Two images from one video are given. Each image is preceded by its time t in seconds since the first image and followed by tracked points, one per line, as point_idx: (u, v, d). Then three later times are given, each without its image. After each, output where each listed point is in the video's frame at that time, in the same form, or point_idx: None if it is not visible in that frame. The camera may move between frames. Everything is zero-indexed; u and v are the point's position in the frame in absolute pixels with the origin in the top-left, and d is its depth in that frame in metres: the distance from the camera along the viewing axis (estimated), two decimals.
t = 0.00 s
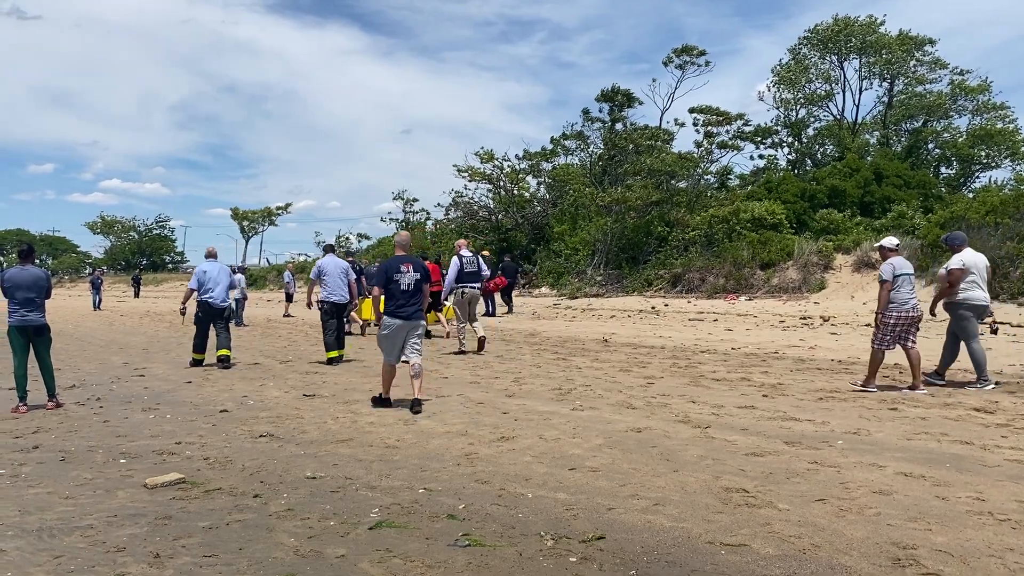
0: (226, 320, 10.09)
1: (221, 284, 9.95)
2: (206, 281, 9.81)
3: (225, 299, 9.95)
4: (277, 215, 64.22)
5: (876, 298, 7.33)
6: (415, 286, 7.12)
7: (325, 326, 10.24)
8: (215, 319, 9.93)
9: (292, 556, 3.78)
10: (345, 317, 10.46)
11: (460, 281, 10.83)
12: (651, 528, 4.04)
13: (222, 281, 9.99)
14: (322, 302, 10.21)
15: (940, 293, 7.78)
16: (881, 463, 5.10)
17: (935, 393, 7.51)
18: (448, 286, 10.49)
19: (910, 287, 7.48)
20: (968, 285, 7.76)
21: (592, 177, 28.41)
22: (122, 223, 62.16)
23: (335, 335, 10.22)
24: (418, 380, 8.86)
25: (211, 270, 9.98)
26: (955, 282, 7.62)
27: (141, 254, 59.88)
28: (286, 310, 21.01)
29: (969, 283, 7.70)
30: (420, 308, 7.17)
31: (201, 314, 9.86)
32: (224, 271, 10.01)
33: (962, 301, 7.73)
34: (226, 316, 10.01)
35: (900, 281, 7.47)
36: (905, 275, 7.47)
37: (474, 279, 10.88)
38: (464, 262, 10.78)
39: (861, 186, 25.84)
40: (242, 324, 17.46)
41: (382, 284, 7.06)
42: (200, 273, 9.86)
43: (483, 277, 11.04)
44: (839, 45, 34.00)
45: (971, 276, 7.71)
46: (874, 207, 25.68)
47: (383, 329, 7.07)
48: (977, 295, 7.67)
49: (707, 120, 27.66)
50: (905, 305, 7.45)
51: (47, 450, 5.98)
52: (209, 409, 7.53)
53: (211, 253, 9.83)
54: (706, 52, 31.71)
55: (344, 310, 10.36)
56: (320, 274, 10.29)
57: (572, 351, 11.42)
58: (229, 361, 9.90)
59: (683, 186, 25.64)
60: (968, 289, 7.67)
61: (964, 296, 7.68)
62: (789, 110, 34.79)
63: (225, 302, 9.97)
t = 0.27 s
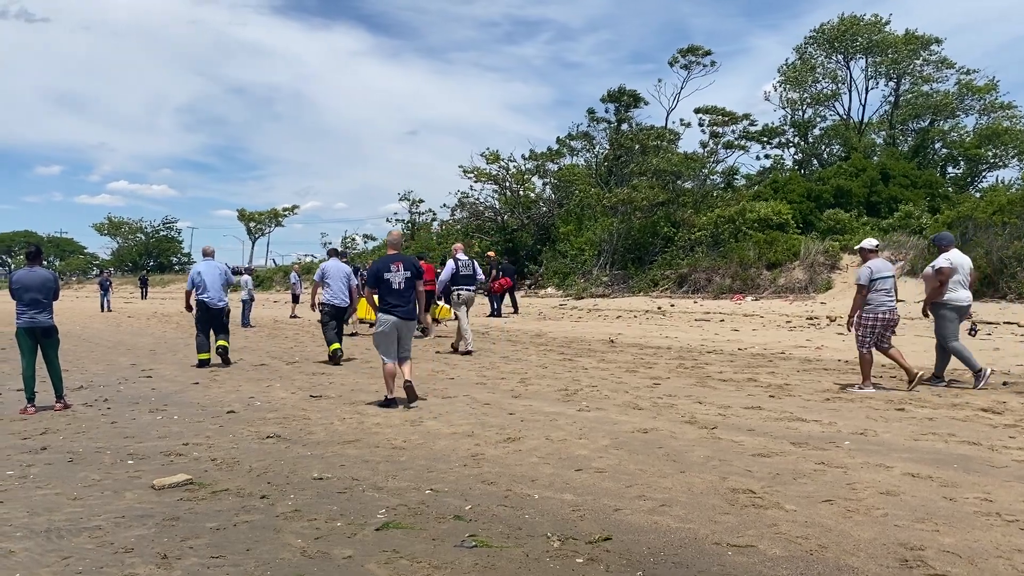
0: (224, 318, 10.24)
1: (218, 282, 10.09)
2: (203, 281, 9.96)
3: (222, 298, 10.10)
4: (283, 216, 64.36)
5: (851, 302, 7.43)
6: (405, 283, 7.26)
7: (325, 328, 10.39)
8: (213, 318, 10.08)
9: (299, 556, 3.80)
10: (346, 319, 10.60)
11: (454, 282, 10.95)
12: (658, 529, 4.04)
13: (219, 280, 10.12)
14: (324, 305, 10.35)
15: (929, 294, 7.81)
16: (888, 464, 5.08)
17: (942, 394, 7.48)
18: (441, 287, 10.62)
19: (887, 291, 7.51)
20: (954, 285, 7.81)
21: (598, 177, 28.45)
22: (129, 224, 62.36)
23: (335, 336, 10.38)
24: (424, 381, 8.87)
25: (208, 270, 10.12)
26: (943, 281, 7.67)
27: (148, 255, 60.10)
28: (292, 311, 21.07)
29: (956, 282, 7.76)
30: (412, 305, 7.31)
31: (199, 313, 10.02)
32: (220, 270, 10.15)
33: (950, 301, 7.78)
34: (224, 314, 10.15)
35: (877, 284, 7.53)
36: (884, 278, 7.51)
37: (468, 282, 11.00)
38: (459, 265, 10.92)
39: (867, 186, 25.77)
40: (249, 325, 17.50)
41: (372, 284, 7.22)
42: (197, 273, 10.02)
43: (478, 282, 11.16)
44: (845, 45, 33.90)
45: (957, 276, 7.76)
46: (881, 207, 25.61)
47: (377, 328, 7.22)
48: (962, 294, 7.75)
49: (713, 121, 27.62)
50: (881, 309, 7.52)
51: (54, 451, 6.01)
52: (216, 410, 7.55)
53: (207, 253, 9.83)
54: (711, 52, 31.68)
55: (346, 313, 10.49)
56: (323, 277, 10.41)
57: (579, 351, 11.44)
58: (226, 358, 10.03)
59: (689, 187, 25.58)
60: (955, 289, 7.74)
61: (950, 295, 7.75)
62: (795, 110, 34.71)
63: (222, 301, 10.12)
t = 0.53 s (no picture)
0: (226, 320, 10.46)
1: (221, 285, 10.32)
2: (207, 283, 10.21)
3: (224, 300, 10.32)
4: (291, 218, 64.53)
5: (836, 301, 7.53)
6: (405, 286, 7.33)
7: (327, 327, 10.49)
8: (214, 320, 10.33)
9: (307, 557, 3.81)
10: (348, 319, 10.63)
11: (452, 282, 11.08)
12: (665, 530, 4.04)
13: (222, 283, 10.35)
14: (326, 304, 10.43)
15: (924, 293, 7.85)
16: (896, 465, 5.06)
17: (950, 395, 7.45)
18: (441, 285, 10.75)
19: (876, 289, 7.65)
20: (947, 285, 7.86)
21: (604, 178, 28.44)
22: (136, 226, 62.59)
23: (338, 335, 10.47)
24: (431, 382, 8.89)
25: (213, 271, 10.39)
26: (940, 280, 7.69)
27: (156, 257, 60.35)
28: (300, 312, 21.12)
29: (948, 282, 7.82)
30: (412, 307, 7.39)
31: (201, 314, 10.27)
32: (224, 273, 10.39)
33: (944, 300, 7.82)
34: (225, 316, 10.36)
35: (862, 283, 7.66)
36: (868, 278, 7.65)
37: (466, 281, 11.13)
38: (457, 265, 11.08)
39: (875, 187, 25.69)
40: (257, 326, 17.57)
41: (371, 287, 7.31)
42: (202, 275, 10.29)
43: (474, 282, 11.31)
44: (853, 45, 33.79)
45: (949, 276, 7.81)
46: (888, 207, 25.52)
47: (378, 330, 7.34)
48: (956, 293, 7.82)
49: (720, 121, 27.56)
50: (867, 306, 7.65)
51: (63, 452, 6.04)
52: (224, 411, 7.58)
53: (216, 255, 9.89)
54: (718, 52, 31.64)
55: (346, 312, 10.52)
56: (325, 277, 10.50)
57: (586, 352, 11.44)
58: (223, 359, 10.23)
59: (696, 187, 25.54)
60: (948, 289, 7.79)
61: (946, 294, 7.78)
62: (802, 110, 34.62)
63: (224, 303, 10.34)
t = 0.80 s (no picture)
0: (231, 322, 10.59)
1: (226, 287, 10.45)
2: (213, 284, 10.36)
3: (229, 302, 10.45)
4: (298, 219, 64.74)
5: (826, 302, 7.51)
6: (405, 286, 7.34)
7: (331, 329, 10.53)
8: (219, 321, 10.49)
9: (314, 558, 3.82)
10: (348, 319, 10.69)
11: (447, 286, 11.02)
12: (672, 531, 4.03)
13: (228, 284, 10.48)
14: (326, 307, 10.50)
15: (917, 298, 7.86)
16: (904, 467, 5.04)
17: (958, 397, 7.41)
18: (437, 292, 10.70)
19: (860, 293, 7.64)
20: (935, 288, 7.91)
21: (611, 179, 28.48)
22: (145, 227, 62.88)
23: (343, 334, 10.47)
24: (437, 383, 8.90)
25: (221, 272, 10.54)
26: (931, 285, 7.73)
27: (164, 258, 60.64)
28: (307, 313, 21.18)
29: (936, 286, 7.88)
30: (412, 307, 7.41)
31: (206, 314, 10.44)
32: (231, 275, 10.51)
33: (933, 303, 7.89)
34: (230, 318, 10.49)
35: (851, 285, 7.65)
36: (856, 280, 7.66)
37: (461, 284, 11.07)
38: (452, 268, 10.96)
39: (882, 188, 25.61)
40: (264, 327, 17.64)
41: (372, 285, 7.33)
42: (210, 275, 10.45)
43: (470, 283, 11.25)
44: (861, 46, 33.69)
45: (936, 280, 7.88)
46: (896, 208, 25.44)
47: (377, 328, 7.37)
48: (943, 296, 7.91)
49: (727, 122, 27.52)
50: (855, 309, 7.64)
51: (72, 452, 6.08)
52: (232, 412, 7.62)
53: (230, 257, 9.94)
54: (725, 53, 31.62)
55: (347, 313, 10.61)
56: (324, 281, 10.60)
57: (593, 354, 11.43)
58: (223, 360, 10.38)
59: (703, 188, 25.50)
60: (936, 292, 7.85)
61: (936, 298, 7.85)
62: (810, 111, 34.53)
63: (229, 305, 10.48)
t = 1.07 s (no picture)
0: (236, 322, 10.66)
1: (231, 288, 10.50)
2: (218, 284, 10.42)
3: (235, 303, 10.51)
4: (304, 220, 64.85)
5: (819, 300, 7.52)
6: (404, 286, 7.36)
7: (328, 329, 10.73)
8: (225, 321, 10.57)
9: (320, 559, 3.82)
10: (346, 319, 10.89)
11: (441, 286, 11.09)
12: (679, 533, 4.02)
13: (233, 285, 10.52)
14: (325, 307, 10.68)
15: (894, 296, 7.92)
16: (911, 469, 5.02)
17: (966, 399, 7.38)
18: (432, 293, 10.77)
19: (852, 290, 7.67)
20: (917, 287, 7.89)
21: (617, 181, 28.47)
22: (151, 228, 63.05)
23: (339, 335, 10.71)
24: (443, 384, 8.91)
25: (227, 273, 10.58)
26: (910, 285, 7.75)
27: (171, 259, 60.80)
28: (313, 314, 21.20)
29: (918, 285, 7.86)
30: (411, 307, 7.41)
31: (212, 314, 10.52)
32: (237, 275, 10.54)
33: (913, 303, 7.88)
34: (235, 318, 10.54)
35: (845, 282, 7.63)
36: (849, 277, 7.65)
37: (455, 284, 11.15)
38: (445, 269, 11.02)
39: (889, 189, 25.53)
40: (270, 328, 17.68)
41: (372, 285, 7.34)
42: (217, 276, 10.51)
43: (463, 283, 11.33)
44: (868, 47, 33.59)
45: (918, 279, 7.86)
46: (903, 209, 25.36)
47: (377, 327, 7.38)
48: (925, 296, 7.86)
49: (733, 123, 27.47)
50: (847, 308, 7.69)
51: (79, 453, 6.11)
52: (238, 413, 7.64)
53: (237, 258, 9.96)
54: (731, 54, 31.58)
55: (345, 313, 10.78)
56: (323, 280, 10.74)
57: (599, 355, 11.42)
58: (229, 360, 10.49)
59: (709, 190, 25.44)
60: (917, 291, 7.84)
61: (917, 298, 7.83)
62: (816, 112, 34.44)
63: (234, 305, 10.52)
